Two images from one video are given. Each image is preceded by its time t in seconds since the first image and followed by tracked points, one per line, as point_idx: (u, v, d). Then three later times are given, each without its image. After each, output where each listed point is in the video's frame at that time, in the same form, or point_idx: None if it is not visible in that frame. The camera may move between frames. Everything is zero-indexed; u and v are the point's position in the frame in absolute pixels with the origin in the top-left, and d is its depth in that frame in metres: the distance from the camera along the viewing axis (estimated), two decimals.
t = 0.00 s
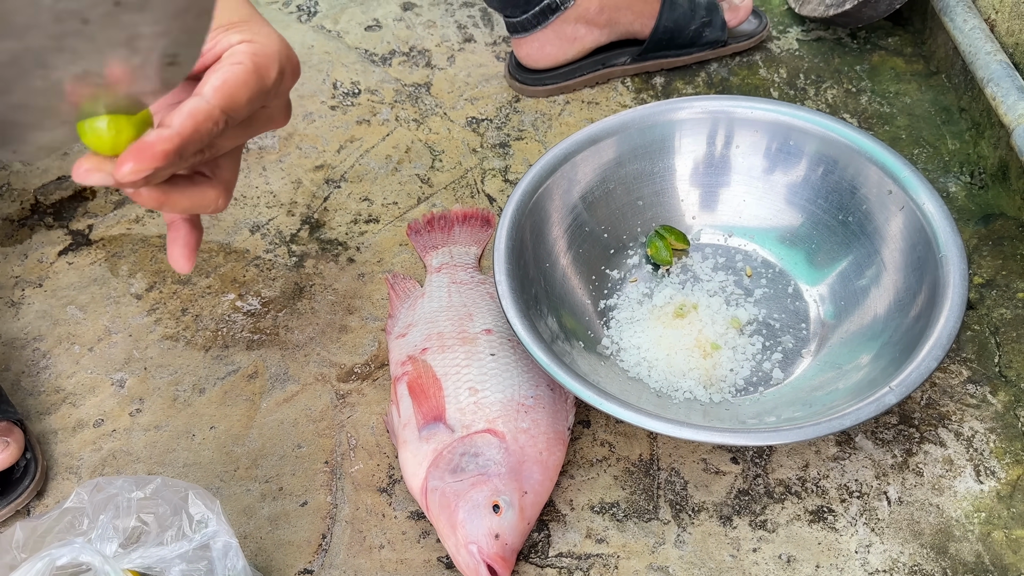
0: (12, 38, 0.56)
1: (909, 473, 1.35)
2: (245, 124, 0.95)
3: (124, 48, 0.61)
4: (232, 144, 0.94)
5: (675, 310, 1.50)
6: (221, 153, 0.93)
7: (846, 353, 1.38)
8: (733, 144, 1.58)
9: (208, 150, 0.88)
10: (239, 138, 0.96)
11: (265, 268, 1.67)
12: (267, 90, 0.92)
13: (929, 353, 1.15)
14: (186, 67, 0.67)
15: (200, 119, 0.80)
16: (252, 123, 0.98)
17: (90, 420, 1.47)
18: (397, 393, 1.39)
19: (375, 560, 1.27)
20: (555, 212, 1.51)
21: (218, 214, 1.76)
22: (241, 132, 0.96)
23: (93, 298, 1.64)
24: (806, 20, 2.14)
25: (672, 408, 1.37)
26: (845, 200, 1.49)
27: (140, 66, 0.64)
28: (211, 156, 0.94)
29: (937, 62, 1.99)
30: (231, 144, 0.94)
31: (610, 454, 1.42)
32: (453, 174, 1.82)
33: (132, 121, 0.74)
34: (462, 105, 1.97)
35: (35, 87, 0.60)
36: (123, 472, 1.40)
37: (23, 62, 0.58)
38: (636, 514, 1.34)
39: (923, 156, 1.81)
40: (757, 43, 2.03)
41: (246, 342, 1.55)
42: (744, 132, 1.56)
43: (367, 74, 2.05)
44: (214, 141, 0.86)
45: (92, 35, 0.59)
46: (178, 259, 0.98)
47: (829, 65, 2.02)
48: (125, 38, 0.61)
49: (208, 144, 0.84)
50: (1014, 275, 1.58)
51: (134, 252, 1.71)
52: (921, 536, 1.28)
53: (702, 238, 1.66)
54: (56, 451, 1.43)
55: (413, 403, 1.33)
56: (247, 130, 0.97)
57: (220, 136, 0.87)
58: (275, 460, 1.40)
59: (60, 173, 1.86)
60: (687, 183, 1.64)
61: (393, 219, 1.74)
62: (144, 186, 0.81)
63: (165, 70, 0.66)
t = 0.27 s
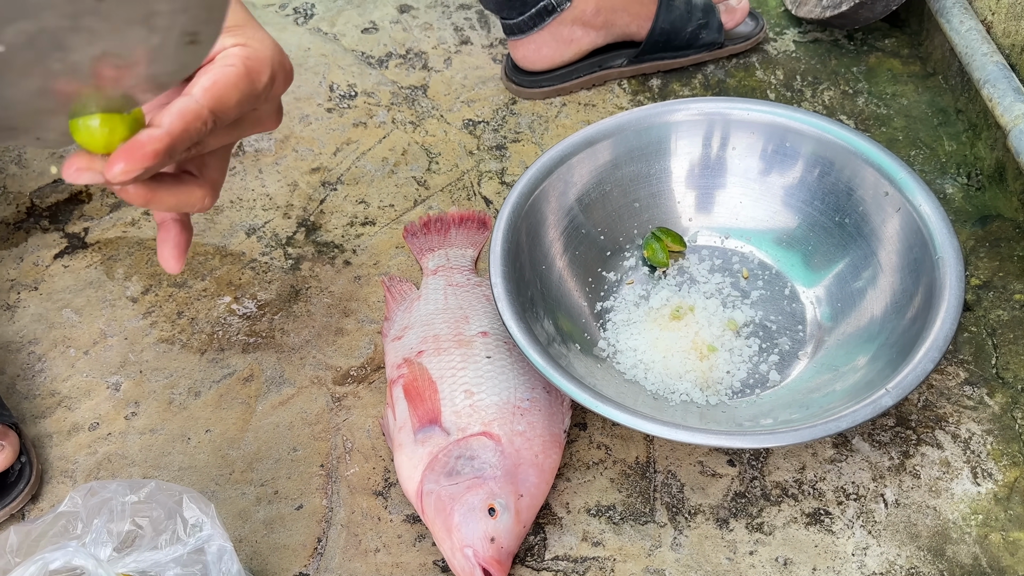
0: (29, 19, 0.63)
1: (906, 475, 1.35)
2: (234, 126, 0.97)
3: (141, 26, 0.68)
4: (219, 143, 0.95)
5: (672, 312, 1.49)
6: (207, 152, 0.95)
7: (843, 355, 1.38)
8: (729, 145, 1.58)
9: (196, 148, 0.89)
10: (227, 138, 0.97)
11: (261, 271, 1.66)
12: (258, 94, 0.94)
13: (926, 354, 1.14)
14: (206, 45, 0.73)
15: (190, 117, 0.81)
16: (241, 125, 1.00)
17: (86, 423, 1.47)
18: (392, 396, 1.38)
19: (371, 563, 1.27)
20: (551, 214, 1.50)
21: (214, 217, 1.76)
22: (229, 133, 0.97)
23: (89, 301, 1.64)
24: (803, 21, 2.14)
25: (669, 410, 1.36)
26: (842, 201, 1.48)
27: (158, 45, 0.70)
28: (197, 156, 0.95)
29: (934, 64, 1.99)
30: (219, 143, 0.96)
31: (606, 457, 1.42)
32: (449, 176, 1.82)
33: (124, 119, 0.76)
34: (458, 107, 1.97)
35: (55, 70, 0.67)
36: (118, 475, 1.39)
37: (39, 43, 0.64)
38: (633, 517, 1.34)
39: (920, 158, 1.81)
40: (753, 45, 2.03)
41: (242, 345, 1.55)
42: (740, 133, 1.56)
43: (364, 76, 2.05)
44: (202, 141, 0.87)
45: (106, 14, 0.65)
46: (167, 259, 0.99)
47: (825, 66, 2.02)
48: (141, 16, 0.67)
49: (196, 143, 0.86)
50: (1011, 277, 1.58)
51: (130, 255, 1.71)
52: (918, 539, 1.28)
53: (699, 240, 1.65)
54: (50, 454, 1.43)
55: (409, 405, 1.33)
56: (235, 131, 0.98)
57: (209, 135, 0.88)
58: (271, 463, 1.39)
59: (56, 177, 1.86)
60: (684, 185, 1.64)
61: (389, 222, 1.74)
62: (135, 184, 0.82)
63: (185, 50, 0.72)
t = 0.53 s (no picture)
0: (36, 27, 0.61)
1: (906, 479, 1.35)
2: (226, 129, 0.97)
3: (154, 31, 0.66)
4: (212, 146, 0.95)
5: (670, 316, 1.49)
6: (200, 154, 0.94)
7: (841, 358, 1.37)
8: (727, 149, 1.58)
9: (187, 151, 0.89)
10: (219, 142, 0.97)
11: (259, 276, 1.66)
12: (252, 99, 0.94)
13: (925, 358, 1.14)
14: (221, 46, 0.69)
15: (181, 120, 0.81)
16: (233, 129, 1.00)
17: (83, 429, 1.46)
18: (390, 401, 1.38)
19: (369, 569, 1.26)
20: (549, 218, 1.50)
21: (212, 221, 1.76)
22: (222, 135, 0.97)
23: (87, 306, 1.64)
24: (800, 24, 2.14)
25: (668, 414, 1.36)
26: (840, 205, 1.48)
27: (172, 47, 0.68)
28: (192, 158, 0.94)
29: (932, 66, 1.99)
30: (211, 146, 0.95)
31: (605, 461, 1.41)
32: (447, 180, 1.81)
33: (117, 124, 0.77)
34: (456, 111, 1.97)
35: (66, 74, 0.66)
36: (115, 481, 1.39)
37: (50, 49, 0.63)
38: (632, 522, 1.33)
39: (918, 160, 1.81)
40: (751, 47, 2.03)
41: (240, 350, 1.55)
42: (738, 137, 1.56)
43: (361, 80, 2.05)
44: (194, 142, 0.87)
45: (116, 20, 0.64)
46: (165, 263, 0.98)
47: (823, 69, 2.02)
48: (152, 21, 0.65)
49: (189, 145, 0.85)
50: (1009, 280, 1.58)
51: (127, 260, 1.71)
52: (918, 543, 1.28)
53: (697, 243, 1.65)
54: (48, 460, 1.42)
55: (407, 410, 1.32)
56: (227, 135, 0.98)
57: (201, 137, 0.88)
58: (268, 469, 1.39)
59: (53, 182, 1.86)
60: (682, 188, 1.64)
61: (387, 226, 1.74)
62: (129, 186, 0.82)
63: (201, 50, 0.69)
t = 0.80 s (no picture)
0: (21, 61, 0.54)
1: (899, 489, 1.35)
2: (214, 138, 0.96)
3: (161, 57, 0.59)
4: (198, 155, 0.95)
5: (664, 325, 1.49)
6: (187, 163, 0.94)
7: (835, 368, 1.37)
8: (720, 157, 1.58)
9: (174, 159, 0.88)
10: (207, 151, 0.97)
11: (252, 286, 1.66)
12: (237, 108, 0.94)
13: (918, 368, 1.14)
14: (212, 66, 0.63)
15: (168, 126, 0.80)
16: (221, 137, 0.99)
17: (75, 441, 1.46)
18: (383, 412, 1.38)
19: None
20: (542, 228, 1.50)
21: (205, 231, 1.76)
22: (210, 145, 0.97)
23: (79, 316, 1.63)
24: (794, 31, 2.15)
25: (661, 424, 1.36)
26: (833, 213, 1.48)
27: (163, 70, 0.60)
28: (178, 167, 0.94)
29: (925, 73, 1.99)
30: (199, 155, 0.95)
31: (599, 472, 1.41)
32: (441, 188, 1.81)
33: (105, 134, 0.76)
34: (450, 119, 1.96)
35: (58, 97, 0.59)
36: (107, 494, 1.38)
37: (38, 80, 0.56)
38: (625, 533, 1.33)
39: (911, 168, 1.81)
40: (745, 55, 2.04)
41: (232, 361, 1.54)
42: (731, 145, 1.55)
43: (355, 88, 2.05)
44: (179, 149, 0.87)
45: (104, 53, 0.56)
46: (155, 273, 0.97)
47: (817, 76, 2.02)
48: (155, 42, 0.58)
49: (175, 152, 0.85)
50: (1003, 288, 1.58)
51: (120, 270, 1.70)
52: (912, 553, 1.28)
53: (691, 252, 1.65)
54: (39, 473, 1.42)
55: (399, 422, 1.32)
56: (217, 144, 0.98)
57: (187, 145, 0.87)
58: (261, 481, 1.38)
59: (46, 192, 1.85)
60: (675, 197, 1.64)
61: (381, 235, 1.74)
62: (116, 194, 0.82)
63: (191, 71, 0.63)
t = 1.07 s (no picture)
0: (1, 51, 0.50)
1: (898, 491, 1.35)
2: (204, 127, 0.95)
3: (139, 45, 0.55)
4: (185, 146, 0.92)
5: (662, 328, 1.49)
6: (175, 150, 0.92)
7: (834, 370, 1.37)
8: (718, 160, 1.58)
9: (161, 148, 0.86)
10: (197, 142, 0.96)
11: (250, 290, 1.66)
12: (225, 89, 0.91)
13: (917, 370, 1.14)
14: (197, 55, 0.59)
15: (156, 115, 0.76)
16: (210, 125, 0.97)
17: (73, 446, 1.45)
18: (382, 416, 1.37)
19: None
20: (540, 231, 1.50)
21: (203, 235, 1.76)
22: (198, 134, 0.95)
23: (77, 321, 1.63)
24: (791, 34, 2.15)
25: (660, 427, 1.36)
26: (831, 216, 1.48)
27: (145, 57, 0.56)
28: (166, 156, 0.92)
29: (922, 76, 1.99)
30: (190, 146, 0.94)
31: (598, 475, 1.41)
32: (439, 192, 1.81)
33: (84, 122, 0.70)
34: (448, 123, 1.97)
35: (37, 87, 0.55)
36: (105, 499, 1.38)
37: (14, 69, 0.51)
38: (625, 536, 1.33)
39: (909, 170, 1.82)
40: (742, 57, 2.04)
41: (231, 365, 1.54)
42: (729, 148, 1.56)
43: (353, 92, 2.05)
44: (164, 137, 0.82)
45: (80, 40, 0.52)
46: (145, 265, 0.96)
47: (814, 79, 2.03)
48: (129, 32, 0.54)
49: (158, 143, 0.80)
50: (1001, 289, 1.58)
51: (118, 275, 1.70)
52: (911, 555, 1.28)
53: (689, 254, 1.65)
54: (37, 478, 1.41)
55: (398, 426, 1.32)
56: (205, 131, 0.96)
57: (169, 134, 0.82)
58: (259, 485, 1.38)
59: (44, 197, 1.85)
60: (673, 200, 1.64)
61: (379, 239, 1.74)
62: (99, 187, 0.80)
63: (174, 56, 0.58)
